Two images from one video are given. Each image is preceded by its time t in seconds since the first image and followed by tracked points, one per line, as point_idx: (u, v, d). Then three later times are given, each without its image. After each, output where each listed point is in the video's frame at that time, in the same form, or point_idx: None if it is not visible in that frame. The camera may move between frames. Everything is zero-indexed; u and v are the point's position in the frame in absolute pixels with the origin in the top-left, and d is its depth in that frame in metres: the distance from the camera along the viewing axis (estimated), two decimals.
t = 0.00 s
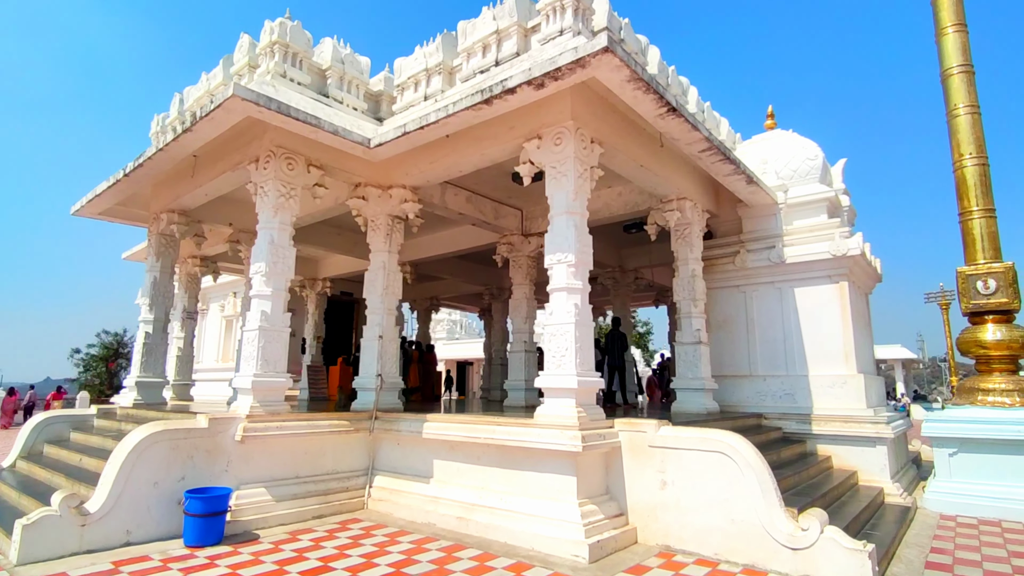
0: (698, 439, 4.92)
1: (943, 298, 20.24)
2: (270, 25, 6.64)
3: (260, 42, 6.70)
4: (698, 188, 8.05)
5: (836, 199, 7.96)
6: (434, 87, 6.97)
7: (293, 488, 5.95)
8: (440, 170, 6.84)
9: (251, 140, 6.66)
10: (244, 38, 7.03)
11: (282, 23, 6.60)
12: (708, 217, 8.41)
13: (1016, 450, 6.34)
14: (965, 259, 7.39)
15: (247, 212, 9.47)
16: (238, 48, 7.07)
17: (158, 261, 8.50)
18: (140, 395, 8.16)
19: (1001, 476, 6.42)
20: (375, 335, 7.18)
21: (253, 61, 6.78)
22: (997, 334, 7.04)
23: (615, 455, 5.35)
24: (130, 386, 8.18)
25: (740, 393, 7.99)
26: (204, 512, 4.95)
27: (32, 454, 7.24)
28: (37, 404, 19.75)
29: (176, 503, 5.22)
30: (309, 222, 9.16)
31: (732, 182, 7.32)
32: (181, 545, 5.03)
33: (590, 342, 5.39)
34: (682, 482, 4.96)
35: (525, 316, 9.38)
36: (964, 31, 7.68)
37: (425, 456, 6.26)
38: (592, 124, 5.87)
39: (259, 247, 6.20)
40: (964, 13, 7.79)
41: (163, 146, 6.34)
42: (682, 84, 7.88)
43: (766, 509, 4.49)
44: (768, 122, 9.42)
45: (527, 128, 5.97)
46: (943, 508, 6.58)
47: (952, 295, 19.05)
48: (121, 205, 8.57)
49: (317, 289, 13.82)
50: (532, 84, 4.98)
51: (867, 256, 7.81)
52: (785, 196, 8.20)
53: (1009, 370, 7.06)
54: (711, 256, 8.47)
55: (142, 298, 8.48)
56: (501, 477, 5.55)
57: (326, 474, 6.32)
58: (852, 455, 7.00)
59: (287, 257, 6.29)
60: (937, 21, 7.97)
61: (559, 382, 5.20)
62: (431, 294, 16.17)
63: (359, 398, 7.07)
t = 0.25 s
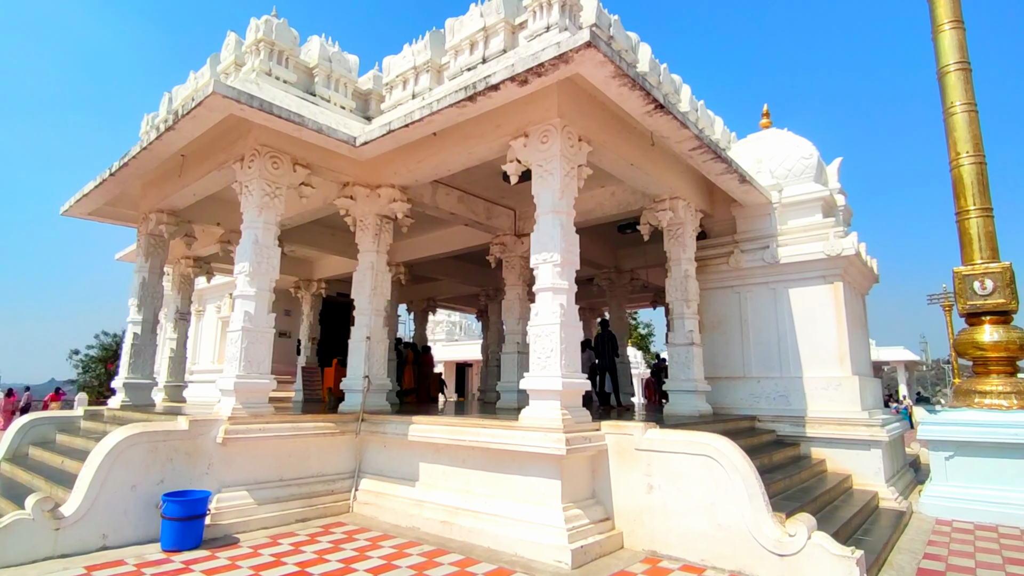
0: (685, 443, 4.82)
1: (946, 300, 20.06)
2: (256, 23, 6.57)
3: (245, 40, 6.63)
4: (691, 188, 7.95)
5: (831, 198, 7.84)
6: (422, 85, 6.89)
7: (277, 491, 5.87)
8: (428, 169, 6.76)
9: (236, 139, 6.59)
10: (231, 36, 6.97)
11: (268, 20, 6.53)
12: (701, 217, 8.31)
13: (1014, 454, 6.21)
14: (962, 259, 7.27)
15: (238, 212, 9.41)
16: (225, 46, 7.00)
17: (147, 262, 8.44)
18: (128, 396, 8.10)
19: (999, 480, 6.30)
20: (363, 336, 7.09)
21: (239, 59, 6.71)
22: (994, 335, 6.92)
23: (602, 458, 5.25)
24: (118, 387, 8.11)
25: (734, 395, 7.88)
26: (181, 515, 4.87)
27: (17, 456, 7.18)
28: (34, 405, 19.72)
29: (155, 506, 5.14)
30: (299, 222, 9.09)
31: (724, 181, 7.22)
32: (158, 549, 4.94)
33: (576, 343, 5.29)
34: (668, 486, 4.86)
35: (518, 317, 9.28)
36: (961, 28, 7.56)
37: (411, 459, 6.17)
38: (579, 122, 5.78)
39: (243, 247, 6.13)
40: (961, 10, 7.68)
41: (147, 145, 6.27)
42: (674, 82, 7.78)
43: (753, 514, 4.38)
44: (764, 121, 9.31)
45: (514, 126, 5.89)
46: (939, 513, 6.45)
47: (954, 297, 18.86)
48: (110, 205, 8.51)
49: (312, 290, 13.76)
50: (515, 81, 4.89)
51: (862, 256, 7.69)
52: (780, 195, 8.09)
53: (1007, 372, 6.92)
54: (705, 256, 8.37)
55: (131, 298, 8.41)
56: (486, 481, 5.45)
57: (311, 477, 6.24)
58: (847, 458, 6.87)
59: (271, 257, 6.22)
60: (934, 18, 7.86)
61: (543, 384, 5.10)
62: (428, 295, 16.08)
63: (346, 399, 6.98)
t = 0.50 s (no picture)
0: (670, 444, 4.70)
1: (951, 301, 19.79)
2: (240, 18, 6.49)
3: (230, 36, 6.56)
4: (683, 185, 7.83)
5: (826, 195, 7.71)
6: (408, 81, 6.81)
7: (258, 492, 5.78)
8: (414, 166, 6.68)
9: (220, 136, 6.52)
10: (216, 32, 6.90)
11: (251, 15, 6.46)
12: (695, 215, 8.19)
13: (1012, 456, 6.06)
14: (960, 256, 7.12)
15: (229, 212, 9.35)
16: (210, 42, 6.93)
17: (136, 261, 8.38)
18: (116, 397, 8.04)
19: (997, 483, 6.14)
20: (350, 336, 7.00)
21: (224, 55, 6.64)
22: (993, 334, 6.76)
23: (586, 460, 5.15)
24: (106, 387, 8.05)
25: (728, 396, 7.75)
26: (157, 517, 4.79)
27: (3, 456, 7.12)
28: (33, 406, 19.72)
29: (132, 507, 5.07)
30: (289, 221, 9.01)
31: (716, 178, 7.10)
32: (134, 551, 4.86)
33: (560, 342, 5.18)
34: (653, 488, 4.74)
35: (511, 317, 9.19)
36: (959, 21, 7.41)
37: (396, 461, 6.07)
38: (564, 116, 5.68)
39: (225, 245, 6.06)
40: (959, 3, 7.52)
41: (130, 143, 6.21)
42: (666, 78, 7.67)
43: (737, 517, 4.25)
44: (760, 117, 9.17)
45: (499, 121, 5.79)
46: (936, 516, 6.31)
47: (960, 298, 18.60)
48: (100, 204, 8.46)
49: (307, 290, 13.70)
50: (496, 74, 4.79)
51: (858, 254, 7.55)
52: (774, 193, 7.96)
53: (1006, 372, 6.76)
54: (698, 254, 8.24)
55: (120, 298, 8.36)
56: (469, 483, 5.36)
57: (295, 478, 6.15)
58: (841, 460, 6.73)
59: (254, 256, 6.14)
60: (932, 11, 7.71)
61: (526, 383, 4.99)
62: (425, 295, 16.00)
63: (333, 399, 6.90)
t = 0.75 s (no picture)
0: (657, 446, 4.61)
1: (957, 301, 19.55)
2: (227, 18, 6.44)
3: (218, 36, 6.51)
4: (679, 183, 7.72)
5: (824, 192, 7.57)
6: (398, 80, 6.74)
7: (245, 495, 5.74)
8: (404, 166, 6.62)
9: (209, 136, 6.48)
10: (205, 32, 6.85)
11: (239, 15, 6.40)
12: (690, 213, 8.08)
13: (1013, 458, 5.92)
14: (960, 254, 6.97)
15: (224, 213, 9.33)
16: (200, 42, 6.89)
17: (129, 263, 8.37)
18: (109, 398, 8.03)
19: (998, 485, 6.00)
20: (339, 337, 6.95)
21: (212, 55, 6.59)
22: (994, 333, 6.62)
23: (574, 462, 5.07)
24: (99, 389, 8.04)
25: (724, 397, 7.64)
26: (139, 520, 4.77)
27: None
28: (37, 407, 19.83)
29: (115, 511, 5.06)
30: (283, 222, 8.98)
31: (711, 176, 6.99)
32: (116, 554, 4.83)
33: (546, 343, 5.10)
34: (640, 492, 4.65)
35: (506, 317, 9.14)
36: (959, 14, 7.27)
37: (384, 463, 6.01)
38: (552, 113, 5.59)
39: (212, 246, 6.02)
40: None
41: (117, 144, 6.18)
42: (661, 74, 7.55)
43: (724, 521, 4.16)
44: (757, 113, 9.04)
45: (487, 119, 5.71)
46: (934, 519, 6.17)
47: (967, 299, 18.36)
48: (93, 205, 8.46)
49: (306, 291, 13.68)
50: (479, 70, 4.72)
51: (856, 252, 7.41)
52: (771, 190, 7.83)
53: (1007, 372, 6.62)
54: (694, 253, 8.13)
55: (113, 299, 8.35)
56: (455, 486, 5.29)
57: (283, 480, 6.10)
58: (838, 462, 6.59)
59: (241, 257, 6.10)
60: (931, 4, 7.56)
61: (511, 385, 4.91)
62: (425, 295, 15.95)
63: (323, 401, 6.85)
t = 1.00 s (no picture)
0: (643, 446, 4.50)
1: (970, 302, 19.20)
2: (218, 13, 6.41)
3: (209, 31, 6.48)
4: (676, 179, 7.60)
5: (825, 187, 7.41)
6: (390, 75, 6.69)
7: (233, 491, 5.71)
8: (395, 161, 6.57)
9: (200, 132, 6.47)
10: (197, 28, 6.83)
11: (230, 10, 6.37)
12: (688, 210, 7.95)
13: (1018, 461, 5.73)
14: (965, 251, 6.78)
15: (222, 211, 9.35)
16: (192, 38, 6.87)
17: (127, 259, 8.39)
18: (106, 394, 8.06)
19: (1002, 489, 5.82)
20: (331, 334, 6.91)
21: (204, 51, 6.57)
22: (999, 332, 6.42)
23: (561, 461, 4.98)
24: (96, 385, 8.07)
25: (722, 396, 7.50)
26: (122, 516, 4.74)
27: None
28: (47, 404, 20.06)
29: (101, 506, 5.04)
30: (280, 219, 8.97)
31: (707, 171, 6.86)
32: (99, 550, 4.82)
33: (533, 340, 5.01)
34: (626, 492, 4.55)
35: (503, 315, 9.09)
36: (965, 4, 7.07)
37: (373, 460, 5.96)
38: (541, 107, 5.50)
39: (201, 242, 6.00)
40: None
41: (108, 140, 6.18)
42: (658, 68, 7.44)
43: (710, 523, 4.05)
44: (759, 108, 8.89)
45: (475, 113, 5.64)
46: (936, 524, 6.00)
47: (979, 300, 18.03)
48: (91, 202, 8.50)
49: (308, 288, 13.68)
50: (463, 63, 4.64)
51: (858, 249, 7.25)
52: (771, 186, 7.68)
53: (1014, 372, 6.42)
54: (692, 250, 8.00)
55: (111, 296, 8.38)
56: (441, 484, 5.22)
57: (272, 477, 6.07)
58: (836, 463, 6.43)
59: (230, 252, 6.08)
60: None
61: (496, 382, 4.83)
62: (428, 294, 15.91)
63: (314, 398, 6.81)
